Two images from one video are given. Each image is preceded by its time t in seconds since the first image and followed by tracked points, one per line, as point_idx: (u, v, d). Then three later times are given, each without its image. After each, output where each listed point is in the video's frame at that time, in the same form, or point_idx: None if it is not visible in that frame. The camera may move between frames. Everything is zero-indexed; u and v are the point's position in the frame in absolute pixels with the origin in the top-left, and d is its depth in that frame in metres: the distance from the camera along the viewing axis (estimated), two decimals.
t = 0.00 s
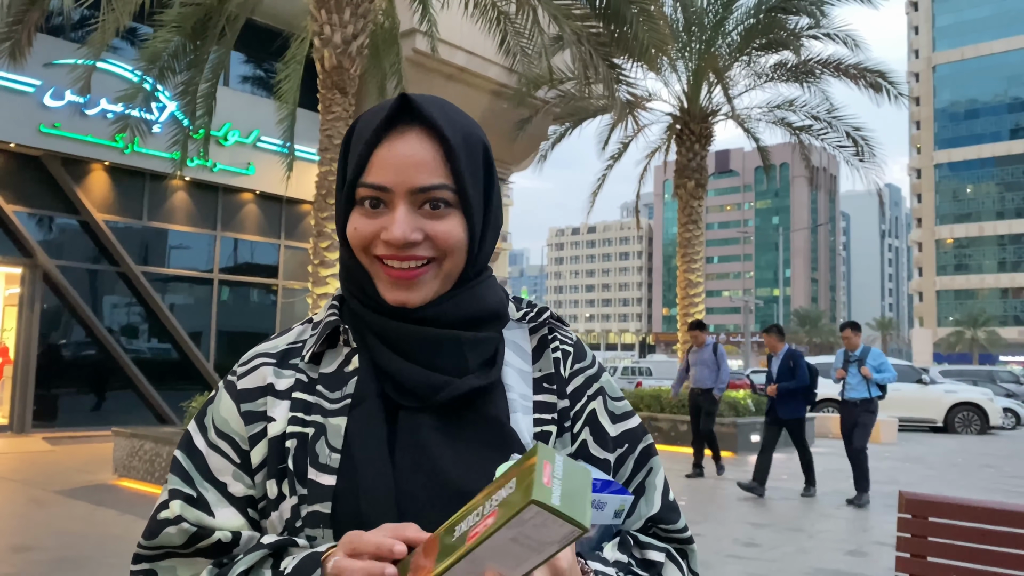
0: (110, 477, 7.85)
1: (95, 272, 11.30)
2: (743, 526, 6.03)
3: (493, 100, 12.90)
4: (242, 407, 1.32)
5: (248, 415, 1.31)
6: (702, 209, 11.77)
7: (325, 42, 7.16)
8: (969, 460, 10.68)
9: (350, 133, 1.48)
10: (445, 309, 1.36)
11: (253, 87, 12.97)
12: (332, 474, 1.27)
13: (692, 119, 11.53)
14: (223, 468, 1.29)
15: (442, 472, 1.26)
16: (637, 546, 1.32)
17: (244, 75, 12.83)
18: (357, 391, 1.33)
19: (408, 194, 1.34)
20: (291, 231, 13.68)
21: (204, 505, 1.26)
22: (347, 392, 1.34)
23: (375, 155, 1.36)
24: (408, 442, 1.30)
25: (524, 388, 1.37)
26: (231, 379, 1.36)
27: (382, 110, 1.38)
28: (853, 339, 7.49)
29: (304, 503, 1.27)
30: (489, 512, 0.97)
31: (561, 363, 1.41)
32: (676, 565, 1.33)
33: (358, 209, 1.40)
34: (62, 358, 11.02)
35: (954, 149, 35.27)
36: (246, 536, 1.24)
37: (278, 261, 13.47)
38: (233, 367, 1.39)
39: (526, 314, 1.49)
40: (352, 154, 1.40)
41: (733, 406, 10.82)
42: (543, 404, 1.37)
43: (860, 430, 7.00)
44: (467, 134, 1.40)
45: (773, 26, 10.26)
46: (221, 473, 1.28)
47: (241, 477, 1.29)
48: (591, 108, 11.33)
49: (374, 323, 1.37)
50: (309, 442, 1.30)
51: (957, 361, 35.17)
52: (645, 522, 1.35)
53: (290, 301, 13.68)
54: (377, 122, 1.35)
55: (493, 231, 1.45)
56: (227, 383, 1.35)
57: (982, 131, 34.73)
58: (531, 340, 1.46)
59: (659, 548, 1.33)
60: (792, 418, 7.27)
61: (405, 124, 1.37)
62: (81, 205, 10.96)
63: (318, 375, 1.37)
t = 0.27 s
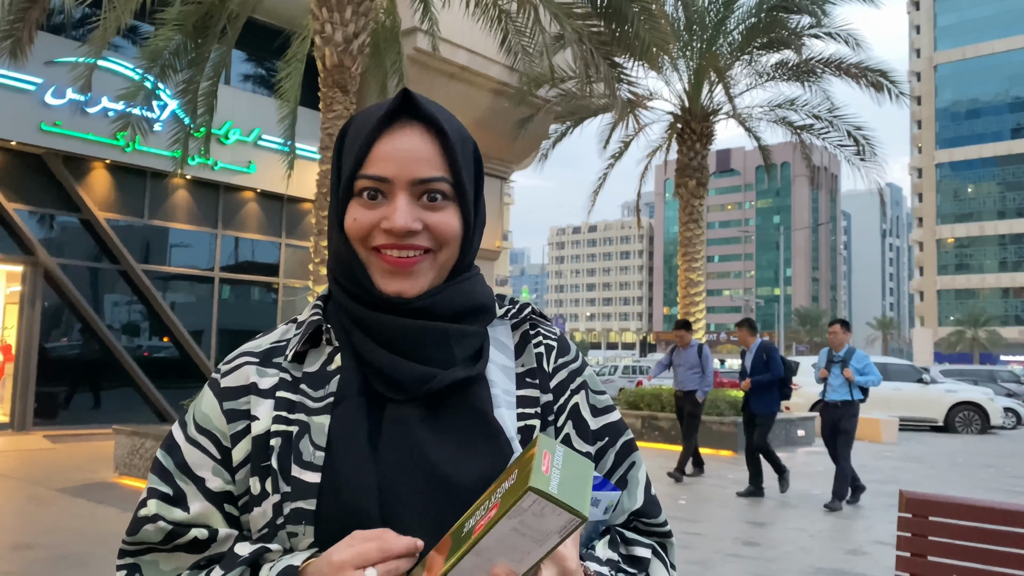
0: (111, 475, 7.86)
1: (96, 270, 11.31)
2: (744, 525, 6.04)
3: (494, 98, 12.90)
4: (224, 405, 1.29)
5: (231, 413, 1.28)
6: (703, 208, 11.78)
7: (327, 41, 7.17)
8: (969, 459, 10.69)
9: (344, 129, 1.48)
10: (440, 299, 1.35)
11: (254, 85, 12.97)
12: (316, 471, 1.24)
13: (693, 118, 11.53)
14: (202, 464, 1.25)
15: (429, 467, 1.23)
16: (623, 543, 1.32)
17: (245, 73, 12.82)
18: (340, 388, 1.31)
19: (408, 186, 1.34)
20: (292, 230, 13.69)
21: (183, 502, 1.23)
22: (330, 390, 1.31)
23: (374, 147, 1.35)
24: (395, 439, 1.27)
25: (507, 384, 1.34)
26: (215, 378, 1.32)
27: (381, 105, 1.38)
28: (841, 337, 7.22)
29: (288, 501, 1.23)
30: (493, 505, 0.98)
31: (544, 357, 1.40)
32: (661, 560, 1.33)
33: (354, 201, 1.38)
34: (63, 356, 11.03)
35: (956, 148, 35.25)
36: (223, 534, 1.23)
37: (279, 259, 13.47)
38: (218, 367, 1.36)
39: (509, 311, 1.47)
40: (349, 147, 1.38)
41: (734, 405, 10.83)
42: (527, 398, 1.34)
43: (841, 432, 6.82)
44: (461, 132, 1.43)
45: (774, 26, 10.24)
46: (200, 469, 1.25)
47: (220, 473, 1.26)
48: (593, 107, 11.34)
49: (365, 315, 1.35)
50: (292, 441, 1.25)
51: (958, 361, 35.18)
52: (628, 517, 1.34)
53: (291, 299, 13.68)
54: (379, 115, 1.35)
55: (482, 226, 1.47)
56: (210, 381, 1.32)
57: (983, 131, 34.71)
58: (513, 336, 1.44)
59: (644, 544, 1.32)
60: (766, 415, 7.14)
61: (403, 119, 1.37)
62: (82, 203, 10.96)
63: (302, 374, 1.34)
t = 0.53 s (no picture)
0: (113, 473, 7.87)
1: (97, 267, 11.32)
2: (745, 523, 6.04)
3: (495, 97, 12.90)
4: (220, 399, 1.28)
5: (226, 407, 1.28)
6: (705, 206, 11.77)
7: (328, 39, 7.17)
8: (970, 458, 10.68)
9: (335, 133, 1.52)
10: (417, 295, 1.34)
11: (256, 83, 12.97)
12: (308, 463, 1.24)
13: (694, 116, 11.51)
14: (200, 458, 1.25)
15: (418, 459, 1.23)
16: (613, 538, 1.33)
17: (246, 71, 12.81)
18: (332, 382, 1.32)
19: (377, 183, 1.34)
20: (293, 228, 13.69)
21: (180, 497, 1.22)
22: (321, 384, 1.32)
23: (348, 147, 1.37)
24: (384, 433, 1.27)
25: (496, 379, 1.34)
26: (210, 373, 1.32)
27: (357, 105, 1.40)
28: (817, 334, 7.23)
29: (280, 492, 1.24)
30: (526, 498, 0.96)
31: (533, 353, 1.40)
32: (650, 555, 1.32)
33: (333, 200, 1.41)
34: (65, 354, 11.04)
35: (958, 147, 35.21)
36: (224, 527, 1.21)
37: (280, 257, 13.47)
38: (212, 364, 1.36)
39: (498, 308, 1.47)
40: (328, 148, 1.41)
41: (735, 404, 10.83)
42: (515, 394, 1.35)
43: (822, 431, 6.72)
44: (439, 128, 1.41)
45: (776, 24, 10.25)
46: (198, 463, 1.24)
47: (217, 467, 1.26)
48: (594, 105, 11.33)
49: (349, 312, 1.36)
50: (285, 434, 1.26)
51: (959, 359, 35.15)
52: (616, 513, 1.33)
53: (292, 297, 13.68)
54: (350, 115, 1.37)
55: (465, 222, 1.44)
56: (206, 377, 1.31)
57: (985, 129, 34.67)
58: (503, 332, 1.44)
59: (634, 540, 1.32)
60: (742, 416, 7.08)
61: (377, 118, 1.37)
62: (83, 201, 10.96)
63: (294, 370, 1.34)
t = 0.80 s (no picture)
0: (114, 470, 7.87)
1: (98, 265, 11.33)
2: (746, 520, 6.04)
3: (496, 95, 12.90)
4: (229, 390, 1.29)
5: (236, 398, 1.29)
6: (706, 203, 11.76)
7: (329, 36, 7.17)
8: (972, 456, 10.67)
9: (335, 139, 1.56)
10: (401, 288, 1.33)
11: (257, 81, 12.97)
12: (310, 454, 1.25)
13: (696, 114, 11.50)
14: (212, 450, 1.25)
15: (413, 453, 1.22)
16: (612, 538, 1.32)
17: (247, 68, 12.81)
18: (334, 375, 1.32)
19: (357, 176, 1.35)
20: (294, 226, 13.70)
21: (191, 490, 1.22)
22: (324, 376, 1.32)
23: (333, 145, 1.40)
24: (382, 428, 1.27)
25: (494, 376, 1.33)
26: (219, 366, 1.33)
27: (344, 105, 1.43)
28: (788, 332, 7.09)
29: (281, 483, 1.24)
30: (514, 509, 0.94)
31: (533, 351, 1.38)
32: (649, 556, 1.32)
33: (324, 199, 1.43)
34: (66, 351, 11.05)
35: (959, 144, 35.16)
36: (235, 521, 1.20)
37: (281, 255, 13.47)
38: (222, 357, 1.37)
39: (497, 305, 1.46)
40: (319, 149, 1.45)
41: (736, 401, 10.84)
42: (513, 391, 1.33)
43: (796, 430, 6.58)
44: (422, 122, 1.41)
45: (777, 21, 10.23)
46: (210, 455, 1.24)
47: (229, 459, 1.26)
48: (595, 102, 11.32)
49: (343, 307, 1.37)
50: (287, 426, 1.27)
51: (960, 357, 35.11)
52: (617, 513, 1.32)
53: (293, 294, 13.68)
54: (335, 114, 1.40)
55: (452, 216, 1.41)
56: (215, 370, 1.32)
57: (987, 126, 34.61)
58: (501, 330, 1.43)
59: (633, 540, 1.32)
60: (719, 412, 6.94)
61: (360, 115, 1.39)
62: (84, 198, 10.97)
63: (298, 364, 1.36)
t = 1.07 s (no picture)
0: (116, 468, 7.88)
1: (100, 263, 11.34)
2: (748, 518, 6.04)
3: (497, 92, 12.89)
4: (231, 388, 1.30)
5: (237, 395, 1.30)
6: (707, 200, 11.76)
7: (330, 33, 7.15)
8: (974, 453, 10.67)
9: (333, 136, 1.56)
10: (402, 286, 1.34)
11: (258, 78, 12.96)
12: (310, 450, 1.25)
13: (698, 111, 11.48)
14: (214, 448, 1.26)
15: (412, 449, 1.22)
16: (614, 537, 1.32)
17: (249, 66, 12.80)
18: (334, 371, 1.32)
19: (356, 175, 1.35)
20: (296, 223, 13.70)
21: (194, 487, 1.23)
22: (325, 373, 1.33)
23: (331, 144, 1.39)
24: (382, 425, 1.26)
25: (495, 373, 1.33)
26: (222, 365, 1.34)
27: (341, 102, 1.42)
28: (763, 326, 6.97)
29: (282, 480, 1.24)
30: (533, 507, 0.94)
31: (533, 348, 1.38)
32: (651, 555, 1.31)
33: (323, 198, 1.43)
34: (68, 349, 11.07)
35: (962, 141, 35.09)
36: (236, 517, 1.21)
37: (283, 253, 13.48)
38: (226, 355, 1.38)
39: (500, 302, 1.46)
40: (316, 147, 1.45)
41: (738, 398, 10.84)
42: (514, 388, 1.33)
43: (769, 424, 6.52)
44: (419, 118, 1.40)
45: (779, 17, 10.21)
46: (212, 452, 1.25)
47: (231, 456, 1.26)
48: (597, 99, 11.31)
49: (345, 305, 1.37)
50: (287, 422, 1.27)
51: (962, 354, 35.07)
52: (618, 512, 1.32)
53: (295, 292, 13.68)
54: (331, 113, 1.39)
55: (453, 211, 1.41)
56: (218, 369, 1.33)
57: (989, 123, 34.55)
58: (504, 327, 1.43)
59: (635, 539, 1.31)
60: (698, 410, 6.95)
61: (357, 113, 1.39)
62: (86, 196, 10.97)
63: (299, 361, 1.36)
